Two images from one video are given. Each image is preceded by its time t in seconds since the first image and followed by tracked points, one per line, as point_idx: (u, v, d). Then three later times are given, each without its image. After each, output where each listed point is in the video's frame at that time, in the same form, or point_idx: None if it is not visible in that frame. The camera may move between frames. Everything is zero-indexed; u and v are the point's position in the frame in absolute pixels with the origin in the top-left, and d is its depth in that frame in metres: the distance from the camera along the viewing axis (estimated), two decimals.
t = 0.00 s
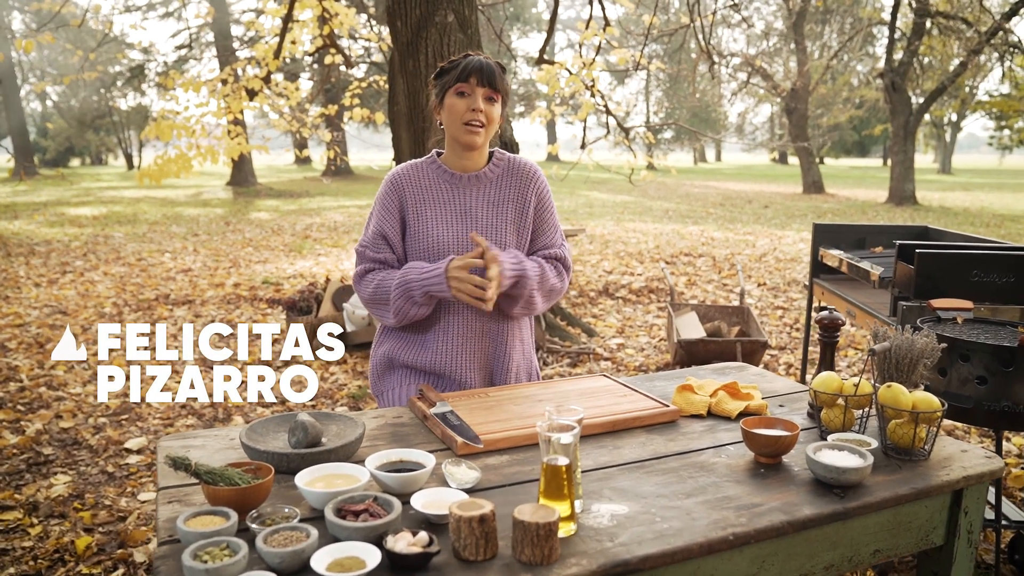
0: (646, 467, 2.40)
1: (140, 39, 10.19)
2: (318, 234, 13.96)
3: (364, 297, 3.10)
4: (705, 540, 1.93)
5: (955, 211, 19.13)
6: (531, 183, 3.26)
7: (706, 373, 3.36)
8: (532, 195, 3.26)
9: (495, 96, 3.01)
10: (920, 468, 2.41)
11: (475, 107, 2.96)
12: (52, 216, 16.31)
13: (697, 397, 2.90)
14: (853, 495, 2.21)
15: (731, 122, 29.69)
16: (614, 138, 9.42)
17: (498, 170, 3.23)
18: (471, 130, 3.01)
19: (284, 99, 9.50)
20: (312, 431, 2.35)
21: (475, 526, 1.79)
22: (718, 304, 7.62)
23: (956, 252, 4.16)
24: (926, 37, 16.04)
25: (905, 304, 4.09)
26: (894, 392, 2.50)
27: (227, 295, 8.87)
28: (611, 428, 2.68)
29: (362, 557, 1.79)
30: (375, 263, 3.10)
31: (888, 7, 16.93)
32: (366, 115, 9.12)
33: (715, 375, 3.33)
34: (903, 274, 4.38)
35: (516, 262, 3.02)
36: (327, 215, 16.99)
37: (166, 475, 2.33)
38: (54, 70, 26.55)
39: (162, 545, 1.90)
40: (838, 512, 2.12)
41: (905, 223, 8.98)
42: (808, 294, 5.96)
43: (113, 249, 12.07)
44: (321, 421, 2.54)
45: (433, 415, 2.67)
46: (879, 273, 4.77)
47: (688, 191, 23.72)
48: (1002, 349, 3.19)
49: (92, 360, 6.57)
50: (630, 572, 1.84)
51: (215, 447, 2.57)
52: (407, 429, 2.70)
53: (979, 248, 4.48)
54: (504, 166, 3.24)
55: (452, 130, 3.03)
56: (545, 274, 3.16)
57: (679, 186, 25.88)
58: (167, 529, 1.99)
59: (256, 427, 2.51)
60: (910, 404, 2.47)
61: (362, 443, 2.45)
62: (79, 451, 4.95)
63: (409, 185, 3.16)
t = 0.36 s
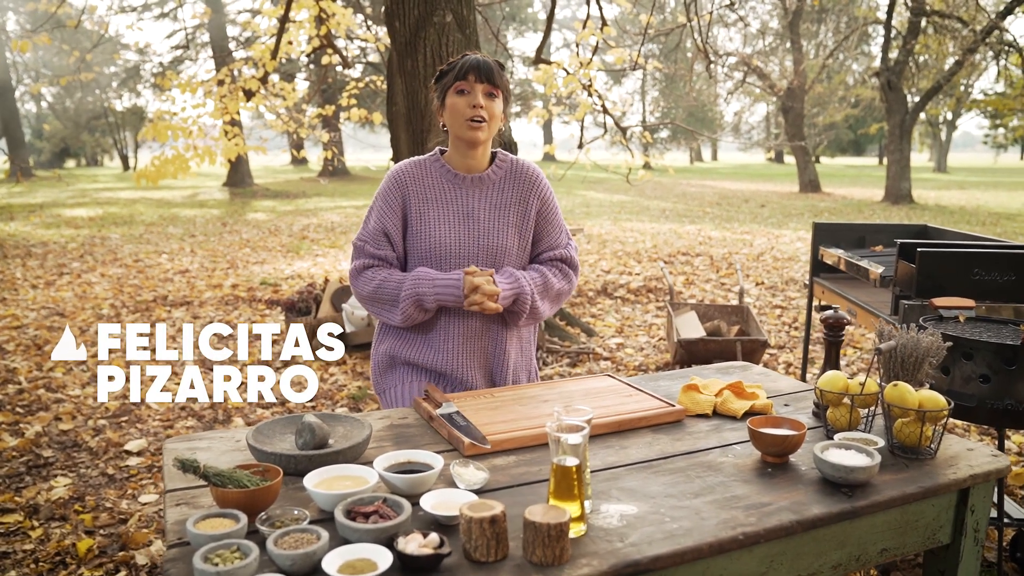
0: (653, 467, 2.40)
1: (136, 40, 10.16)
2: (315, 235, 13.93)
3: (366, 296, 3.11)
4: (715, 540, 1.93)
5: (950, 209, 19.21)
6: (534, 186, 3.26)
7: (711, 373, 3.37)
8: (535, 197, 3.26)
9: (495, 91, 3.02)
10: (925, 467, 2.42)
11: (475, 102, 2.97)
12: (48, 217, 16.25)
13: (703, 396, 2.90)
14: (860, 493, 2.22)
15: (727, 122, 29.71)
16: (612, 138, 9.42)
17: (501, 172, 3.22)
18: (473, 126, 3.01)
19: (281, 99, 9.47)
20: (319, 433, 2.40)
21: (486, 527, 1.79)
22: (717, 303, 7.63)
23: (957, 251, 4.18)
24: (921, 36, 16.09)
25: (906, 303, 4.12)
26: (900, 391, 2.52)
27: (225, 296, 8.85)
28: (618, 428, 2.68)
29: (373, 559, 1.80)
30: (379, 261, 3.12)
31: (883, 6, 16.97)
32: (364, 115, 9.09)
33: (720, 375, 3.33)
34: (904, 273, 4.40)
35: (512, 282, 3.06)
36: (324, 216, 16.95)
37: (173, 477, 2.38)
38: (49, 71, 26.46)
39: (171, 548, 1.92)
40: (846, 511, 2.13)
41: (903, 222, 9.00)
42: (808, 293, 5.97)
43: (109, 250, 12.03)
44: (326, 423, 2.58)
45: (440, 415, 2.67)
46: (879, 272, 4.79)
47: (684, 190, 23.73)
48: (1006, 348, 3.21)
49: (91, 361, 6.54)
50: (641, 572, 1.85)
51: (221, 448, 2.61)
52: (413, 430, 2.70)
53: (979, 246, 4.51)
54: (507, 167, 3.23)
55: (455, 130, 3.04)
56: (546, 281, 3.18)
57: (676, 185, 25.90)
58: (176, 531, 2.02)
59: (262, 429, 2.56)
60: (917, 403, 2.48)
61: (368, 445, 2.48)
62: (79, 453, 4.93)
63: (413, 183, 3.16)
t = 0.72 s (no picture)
0: (660, 467, 2.41)
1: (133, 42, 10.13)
2: (313, 236, 13.91)
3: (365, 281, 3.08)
4: (724, 539, 1.94)
5: (947, 208, 19.27)
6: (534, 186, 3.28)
7: (714, 373, 3.37)
8: (536, 198, 3.28)
9: (503, 95, 3.02)
10: (930, 466, 2.43)
11: (484, 105, 2.97)
12: (45, 219, 16.20)
13: (707, 397, 2.91)
14: (866, 492, 2.23)
15: (724, 122, 29.75)
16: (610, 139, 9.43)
17: (504, 172, 3.23)
18: (481, 128, 3.01)
19: (279, 99, 9.48)
20: (326, 434, 2.42)
21: (496, 528, 1.79)
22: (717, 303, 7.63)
23: (958, 250, 4.19)
24: (917, 36, 16.13)
25: (908, 302, 4.13)
26: (906, 390, 2.55)
27: (224, 298, 8.83)
28: (624, 428, 2.69)
29: (383, 561, 1.80)
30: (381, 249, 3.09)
31: (879, 6, 17.01)
32: (363, 117, 9.08)
33: (724, 375, 3.33)
34: (905, 272, 4.42)
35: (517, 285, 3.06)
36: (322, 217, 16.93)
37: (181, 480, 2.43)
38: (45, 73, 26.40)
39: (181, 550, 1.93)
40: (854, 510, 2.13)
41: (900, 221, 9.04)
42: (809, 293, 5.98)
43: (107, 252, 11.99)
44: (333, 425, 2.61)
45: (446, 416, 2.67)
46: (880, 272, 4.81)
47: (681, 190, 23.77)
48: (1009, 347, 3.22)
49: (90, 363, 6.52)
50: (652, 572, 1.85)
51: (228, 451, 2.66)
52: (419, 430, 2.70)
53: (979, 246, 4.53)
54: (509, 168, 3.25)
55: (462, 131, 3.04)
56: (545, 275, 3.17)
57: (673, 186, 25.93)
58: (185, 533, 2.04)
59: (269, 431, 2.59)
60: (923, 402, 2.50)
61: (374, 445, 2.50)
62: (79, 456, 4.91)
63: (417, 181, 3.18)
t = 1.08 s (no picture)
0: (660, 468, 2.41)
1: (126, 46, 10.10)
2: (308, 240, 13.89)
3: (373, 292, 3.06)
4: (725, 540, 1.94)
5: (941, 208, 19.32)
6: (537, 190, 3.28)
7: (712, 374, 3.37)
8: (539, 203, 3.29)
9: (480, 93, 3.00)
10: (923, 466, 2.44)
11: (465, 112, 2.98)
12: (39, 224, 16.14)
13: (706, 398, 2.91)
14: (863, 491, 2.24)
15: (718, 123, 29.83)
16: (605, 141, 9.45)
17: (507, 178, 3.23)
18: (472, 133, 3.02)
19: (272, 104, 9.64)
20: (326, 437, 2.42)
21: (498, 530, 1.79)
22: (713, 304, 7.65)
23: (954, 250, 4.21)
24: (910, 37, 16.18)
25: (904, 302, 4.14)
26: (904, 390, 2.55)
27: (220, 302, 8.82)
28: (622, 430, 2.69)
29: (385, 564, 1.80)
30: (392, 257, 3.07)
31: (872, 7, 17.07)
32: (358, 121, 9.08)
33: (722, 376, 3.33)
34: (901, 272, 4.43)
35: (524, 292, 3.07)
36: (317, 220, 16.92)
37: (182, 485, 2.43)
38: (38, 77, 26.33)
39: (182, 555, 1.93)
40: (851, 509, 2.14)
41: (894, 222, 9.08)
42: (804, 293, 5.99)
43: (102, 257, 11.96)
44: (332, 427, 2.60)
45: (445, 419, 2.66)
46: (876, 272, 4.82)
47: (676, 192, 23.83)
48: (1005, 346, 3.23)
49: (85, 368, 6.50)
50: (653, 573, 1.85)
51: (227, 454, 2.65)
52: (421, 435, 2.69)
53: (974, 246, 4.54)
54: (513, 172, 3.24)
55: (457, 142, 3.07)
56: (542, 275, 3.17)
57: (668, 187, 25.99)
58: (186, 538, 2.04)
59: (269, 434, 2.59)
60: (920, 401, 2.51)
61: (374, 449, 2.50)
62: (76, 461, 4.90)
63: (425, 185, 3.15)
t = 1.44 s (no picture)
0: (659, 469, 2.41)
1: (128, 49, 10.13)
2: (310, 241, 13.91)
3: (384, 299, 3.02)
4: (723, 541, 1.94)
5: (943, 209, 19.30)
6: (540, 191, 3.30)
7: (712, 375, 3.37)
8: (539, 203, 3.30)
9: (490, 94, 3.02)
10: (923, 468, 2.43)
11: (472, 109, 2.98)
12: (41, 226, 16.17)
13: (706, 399, 2.91)
14: (862, 493, 2.24)
15: (720, 124, 29.83)
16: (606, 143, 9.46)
17: (507, 179, 3.24)
18: (475, 132, 3.01)
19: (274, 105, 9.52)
20: (325, 439, 2.41)
21: (496, 531, 1.79)
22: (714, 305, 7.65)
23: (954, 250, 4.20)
24: (911, 38, 16.15)
25: (904, 304, 4.13)
26: (903, 391, 2.54)
27: (222, 303, 8.83)
28: (621, 431, 2.69)
29: (383, 564, 1.80)
30: (401, 262, 3.05)
31: (873, 8, 17.06)
32: (359, 122, 9.08)
33: (722, 377, 3.33)
34: (901, 274, 4.42)
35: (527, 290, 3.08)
36: (319, 222, 16.94)
37: (182, 487, 2.44)
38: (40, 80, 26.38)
39: (181, 556, 1.93)
40: (850, 511, 2.14)
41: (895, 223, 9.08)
42: (805, 295, 5.99)
43: (104, 259, 11.98)
44: (332, 429, 2.60)
45: (444, 420, 2.66)
46: (876, 273, 4.81)
47: (678, 193, 23.83)
48: (1005, 347, 3.22)
49: (86, 370, 6.52)
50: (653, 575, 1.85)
51: (226, 455, 2.65)
52: (422, 437, 2.68)
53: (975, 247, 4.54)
54: (514, 173, 3.26)
55: (459, 140, 3.06)
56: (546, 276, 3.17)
57: (669, 189, 25.99)
58: (186, 539, 2.05)
59: (267, 436, 2.58)
60: (919, 403, 2.50)
61: (373, 451, 2.50)
62: (77, 463, 4.91)
63: (427, 188, 3.14)
